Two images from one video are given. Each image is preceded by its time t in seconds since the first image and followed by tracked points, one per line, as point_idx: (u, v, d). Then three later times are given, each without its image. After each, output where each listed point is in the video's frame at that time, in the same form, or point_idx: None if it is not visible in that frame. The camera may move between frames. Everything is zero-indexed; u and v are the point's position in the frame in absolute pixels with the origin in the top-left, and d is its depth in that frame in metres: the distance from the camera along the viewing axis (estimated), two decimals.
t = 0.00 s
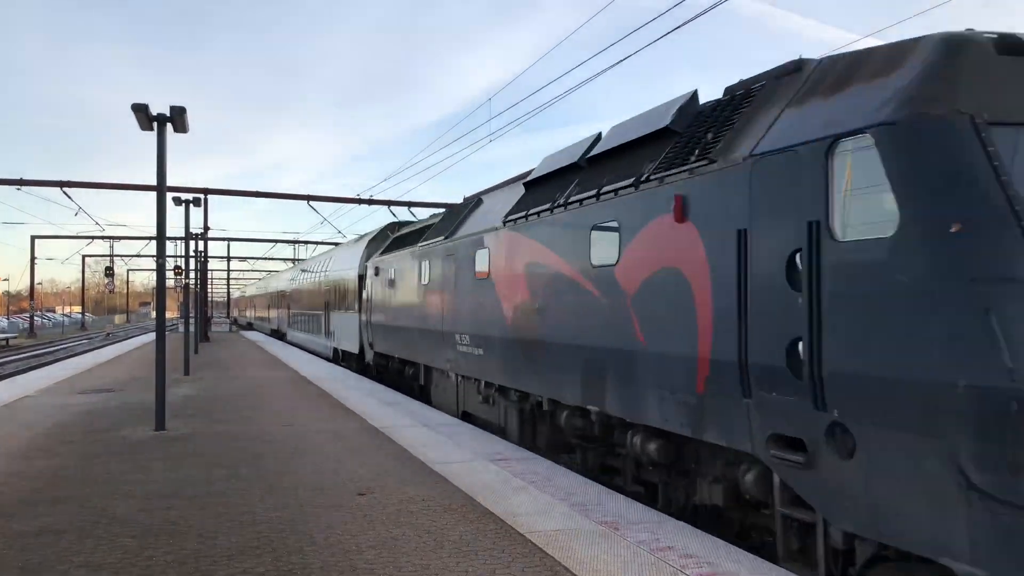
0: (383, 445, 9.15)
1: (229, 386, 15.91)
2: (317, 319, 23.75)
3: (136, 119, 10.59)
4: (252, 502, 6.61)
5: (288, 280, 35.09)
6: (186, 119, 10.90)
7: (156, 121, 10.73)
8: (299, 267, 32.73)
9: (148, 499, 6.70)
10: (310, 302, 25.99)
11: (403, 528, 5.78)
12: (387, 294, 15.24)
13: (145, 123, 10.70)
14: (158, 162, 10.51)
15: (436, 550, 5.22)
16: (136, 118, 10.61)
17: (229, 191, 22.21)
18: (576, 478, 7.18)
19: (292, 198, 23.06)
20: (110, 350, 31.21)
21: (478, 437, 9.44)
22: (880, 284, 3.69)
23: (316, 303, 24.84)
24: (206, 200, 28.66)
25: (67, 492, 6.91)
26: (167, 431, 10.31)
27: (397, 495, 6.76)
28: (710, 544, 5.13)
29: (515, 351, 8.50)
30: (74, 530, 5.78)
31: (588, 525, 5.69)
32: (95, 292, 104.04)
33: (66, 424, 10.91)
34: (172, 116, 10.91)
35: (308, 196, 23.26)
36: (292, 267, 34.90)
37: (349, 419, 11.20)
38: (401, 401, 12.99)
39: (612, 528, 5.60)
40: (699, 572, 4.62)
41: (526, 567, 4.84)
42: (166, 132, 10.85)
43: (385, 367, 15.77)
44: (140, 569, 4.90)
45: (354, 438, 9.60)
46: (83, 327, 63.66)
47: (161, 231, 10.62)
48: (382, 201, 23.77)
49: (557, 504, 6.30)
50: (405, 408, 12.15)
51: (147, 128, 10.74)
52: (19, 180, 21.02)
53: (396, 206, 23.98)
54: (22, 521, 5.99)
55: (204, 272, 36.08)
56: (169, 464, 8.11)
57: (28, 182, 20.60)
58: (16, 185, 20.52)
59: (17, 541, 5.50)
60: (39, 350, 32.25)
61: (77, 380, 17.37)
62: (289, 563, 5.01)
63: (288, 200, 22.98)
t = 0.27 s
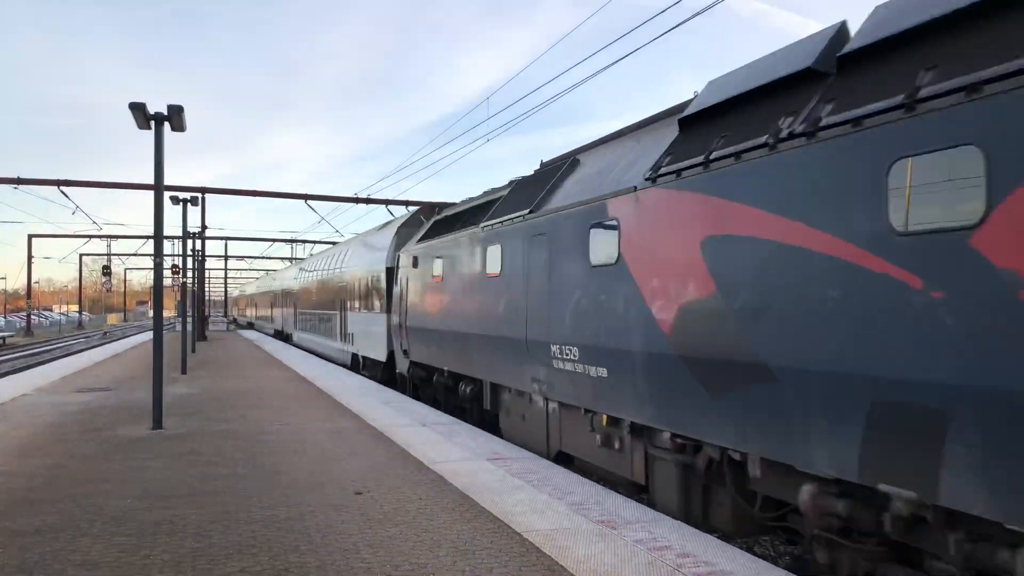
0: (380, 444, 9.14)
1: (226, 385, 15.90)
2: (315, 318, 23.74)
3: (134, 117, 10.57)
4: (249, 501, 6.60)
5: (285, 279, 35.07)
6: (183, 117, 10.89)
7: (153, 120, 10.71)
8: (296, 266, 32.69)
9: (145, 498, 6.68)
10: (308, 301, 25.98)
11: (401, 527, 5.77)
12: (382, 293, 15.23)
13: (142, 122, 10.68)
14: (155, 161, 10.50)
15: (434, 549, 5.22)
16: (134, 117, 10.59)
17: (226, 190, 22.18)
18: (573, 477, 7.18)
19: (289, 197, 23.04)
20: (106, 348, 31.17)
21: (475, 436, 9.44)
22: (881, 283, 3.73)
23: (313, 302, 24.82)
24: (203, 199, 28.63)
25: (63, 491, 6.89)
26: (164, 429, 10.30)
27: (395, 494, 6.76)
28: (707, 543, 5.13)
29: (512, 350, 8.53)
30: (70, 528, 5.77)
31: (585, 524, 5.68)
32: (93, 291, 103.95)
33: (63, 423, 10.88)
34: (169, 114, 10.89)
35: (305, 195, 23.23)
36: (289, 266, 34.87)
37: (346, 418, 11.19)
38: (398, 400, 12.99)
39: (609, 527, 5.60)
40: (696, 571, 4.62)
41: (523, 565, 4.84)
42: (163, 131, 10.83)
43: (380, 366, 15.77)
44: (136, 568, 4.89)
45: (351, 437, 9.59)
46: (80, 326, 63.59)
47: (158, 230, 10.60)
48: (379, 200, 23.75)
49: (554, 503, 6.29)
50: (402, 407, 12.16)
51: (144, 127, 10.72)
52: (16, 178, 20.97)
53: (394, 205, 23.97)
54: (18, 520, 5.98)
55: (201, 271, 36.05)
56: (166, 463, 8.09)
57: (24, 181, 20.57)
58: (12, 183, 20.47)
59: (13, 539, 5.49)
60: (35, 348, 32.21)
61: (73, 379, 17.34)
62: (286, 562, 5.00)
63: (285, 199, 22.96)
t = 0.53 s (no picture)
0: (379, 443, 9.13)
1: (225, 384, 15.90)
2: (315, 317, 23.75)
3: (134, 116, 10.57)
4: (248, 500, 6.60)
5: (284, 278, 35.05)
6: (183, 117, 10.89)
7: (153, 119, 10.71)
8: (295, 265, 32.66)
9: (144, 497, 6.67)
10: (307, 301, 25.98)
11: (400, 526, 5.76)
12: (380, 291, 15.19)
13: (142, 121, 10.68)
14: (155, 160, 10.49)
15: (433, 549, 5.21)
16: (133, 116, 10.59)
17: (226, 189, 22.18)
18: (572, 477, 7.17)
19: (289, 197, 23.04)
20: (106, 348, 31.16)
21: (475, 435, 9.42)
22: (868, 284, 3.68)
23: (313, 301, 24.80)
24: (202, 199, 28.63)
25: (62, 490, 6.88)
26: (163, 429, 10.30)
27: (394, 493, 6.75)
28: (706, 543, 5.12)
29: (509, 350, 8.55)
30: (68, 527, 5.76)
31: (585, 524, 5.68)
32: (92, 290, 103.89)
33: (62, 422, 10.88)
34: (168, 114, 10.89)
35: (305, 194, 23.22)
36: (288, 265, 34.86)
37: (345, 417, 11.18)
38: (397, 400, 12.99)
39: (608, 527, 5.59)
40: (695, 571, 4.60)
41: (522, 565, 4.84)
42: (163, 130, 10.83)
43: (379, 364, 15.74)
44: (135, 567, 4.88)
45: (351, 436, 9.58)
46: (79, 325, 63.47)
47: (158, 229, 10.59)
48: (379, 199, 23.73)
49: (553, 503, 6.29)
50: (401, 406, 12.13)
51: (144, 126, 10.71)
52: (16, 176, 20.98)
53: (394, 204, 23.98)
54: (16, 519, 5.97)
55: (201, 270, 36.05)
56: (165, 463, 8.08)
57: (24, 180, 20.56)
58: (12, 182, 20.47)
59: (11, 538, 5.48)
60: (35, 348, 32.21)
61: (73, 378, 17.32)
62: (285, 561, 4.99)
63: (285, 198, 22.95)
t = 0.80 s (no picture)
0: (377, 442, 9.12)
1: (224, 384, 15.90)
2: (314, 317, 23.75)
3: (133, 116, 10.56)
4: (247, 499, 6.59)
5: (283, 277, 35.04)
6: (182, 116, 10.88)
7: (152, 118, 10.70)
8: (294, 265, 32.65)
9: (143, 496, 6.66)
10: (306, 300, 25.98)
11: (399, 526, 5.76)
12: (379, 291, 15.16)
13: (142, 120, 10.68)
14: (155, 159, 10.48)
15: (431, 548, 5.21)
16: (133, 115, 10.58)
17: (225, 189, 22.17)
18: (571, 477, 7.16)
19: (288, 196, 23.04)
20: (104, 347, 31.14)
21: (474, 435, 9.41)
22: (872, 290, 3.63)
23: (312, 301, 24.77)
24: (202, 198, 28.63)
25: (60, 489, 6.87)
26: (162, 428, 10.29)
27: (392, 493, 6.74)
28: (705, 543, 5.11)
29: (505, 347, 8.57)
30: (67, 527, 5.75)
31: (584, 523, 5.67)
32: (91, 289, 103.84)
33: (61, 421, 10.86)
34: (168, 113, 10.88)
35: (304, 194, 23.22)
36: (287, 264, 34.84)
37: (343, 417, 11.17)
38: (396, 399, 12.98)
39: (608, 526, 5.59)
40: (694, 571, 4.59)
41: (521, 565, 4.83)
42: (162, 129, 10.82)
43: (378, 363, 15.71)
44: (134, 566, 4.87)
45: (349, 436, 9.58)
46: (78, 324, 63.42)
47: (157, 229, 10.59)
48: (378, 199, 23.71)
49: (552, 502, 6.28)
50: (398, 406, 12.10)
51: (143, 125, 10.71)
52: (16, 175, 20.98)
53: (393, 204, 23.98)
54: (15, 518, 5.96)
55: (200, 269, 36.02)
56: (164, 462, 8.08)
57: (23, 179, 20.54)
58: (12, 181, 20.46)
59: (10, 537, 5.47)
60: (33, 347, 32.20)
61: (71, 377, 17.31)
62: (285, 561, 4.99)
63: (285, 198, 22.95)
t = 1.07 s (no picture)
0: (375, 440, 9.13)
1: (222, 382, 15.91)
2: (312, 315, 23.76)
3: (130, 114, 10.56)
4: (244, 497, 6.59)
5: (281, 275, 35.07)
6: (179, 114, 10.88)
7: (150, 116, 10.70)
8: (292, 263, 32.64)
9: (140, 494, 6.67)
10: (305, 298, 26.00)
11: (395, 524, 5.76)
12: (376, 289, 15.15)
13: (139, 118, 10.67)
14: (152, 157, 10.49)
15: (428, 547, 5.21)
16: (130, 113, 10.58)
17: (223, 187, 22.17)
18: (568, 475, 7.16)
19: (286, 194, 23.05)
20: (102, 345, 31.12)
21: (471, 433, 9.42)
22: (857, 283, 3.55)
23: (309, 299, 24.77)
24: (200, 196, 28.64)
25: (57, 487, 6.87)
26: (160, 426, 10.29)
27: (390, 491, 6.75)
28: (701, 542, 5.11)
29: (501, 347, 8.58)
30: (64, 525, 5.75)
31: (581, 522, 5.68)
32: (88, 287, 103.73)
33: (58, 419, 10.87)
34: (165, 110, 10.88)
35: (302, 192, 23.22)
36: (284, 262, 34.83)
37: (340, 415, 11.18)
38: (394, 397, 12.99)
39: (605, 524, 5.59)
40: (689, 570, 4.59)
41: (517, 563, 4.84)
42: (159, 127, 10.82)
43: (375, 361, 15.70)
44: (131, 564, 4.88)
45: (347, 434, 9.58)
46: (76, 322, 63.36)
47: (154, 226, 10.59)
48: (375, 197, 23.70)
49: (549, 501, 6.29)
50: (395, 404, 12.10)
51: (141, 123, 10.71)
52: (13, 173, 20.96)
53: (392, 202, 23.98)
54: (12, 516, 5.96)
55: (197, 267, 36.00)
56: (162, 460, 8.08)
57: (20, 177, 20.54)
58: (8, 179, 20.44)
59: (7, 535, 5.47)
60: (31, 345, 32.19)
61: (69, 375, 17.30)
62: (282, 559, 4.99)
63: (282, 196, 22.95)
